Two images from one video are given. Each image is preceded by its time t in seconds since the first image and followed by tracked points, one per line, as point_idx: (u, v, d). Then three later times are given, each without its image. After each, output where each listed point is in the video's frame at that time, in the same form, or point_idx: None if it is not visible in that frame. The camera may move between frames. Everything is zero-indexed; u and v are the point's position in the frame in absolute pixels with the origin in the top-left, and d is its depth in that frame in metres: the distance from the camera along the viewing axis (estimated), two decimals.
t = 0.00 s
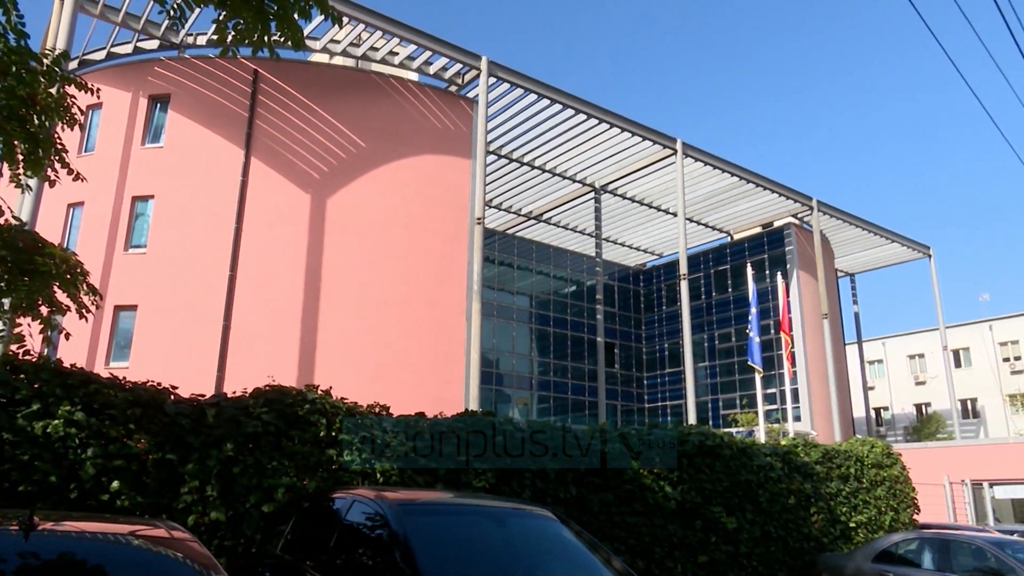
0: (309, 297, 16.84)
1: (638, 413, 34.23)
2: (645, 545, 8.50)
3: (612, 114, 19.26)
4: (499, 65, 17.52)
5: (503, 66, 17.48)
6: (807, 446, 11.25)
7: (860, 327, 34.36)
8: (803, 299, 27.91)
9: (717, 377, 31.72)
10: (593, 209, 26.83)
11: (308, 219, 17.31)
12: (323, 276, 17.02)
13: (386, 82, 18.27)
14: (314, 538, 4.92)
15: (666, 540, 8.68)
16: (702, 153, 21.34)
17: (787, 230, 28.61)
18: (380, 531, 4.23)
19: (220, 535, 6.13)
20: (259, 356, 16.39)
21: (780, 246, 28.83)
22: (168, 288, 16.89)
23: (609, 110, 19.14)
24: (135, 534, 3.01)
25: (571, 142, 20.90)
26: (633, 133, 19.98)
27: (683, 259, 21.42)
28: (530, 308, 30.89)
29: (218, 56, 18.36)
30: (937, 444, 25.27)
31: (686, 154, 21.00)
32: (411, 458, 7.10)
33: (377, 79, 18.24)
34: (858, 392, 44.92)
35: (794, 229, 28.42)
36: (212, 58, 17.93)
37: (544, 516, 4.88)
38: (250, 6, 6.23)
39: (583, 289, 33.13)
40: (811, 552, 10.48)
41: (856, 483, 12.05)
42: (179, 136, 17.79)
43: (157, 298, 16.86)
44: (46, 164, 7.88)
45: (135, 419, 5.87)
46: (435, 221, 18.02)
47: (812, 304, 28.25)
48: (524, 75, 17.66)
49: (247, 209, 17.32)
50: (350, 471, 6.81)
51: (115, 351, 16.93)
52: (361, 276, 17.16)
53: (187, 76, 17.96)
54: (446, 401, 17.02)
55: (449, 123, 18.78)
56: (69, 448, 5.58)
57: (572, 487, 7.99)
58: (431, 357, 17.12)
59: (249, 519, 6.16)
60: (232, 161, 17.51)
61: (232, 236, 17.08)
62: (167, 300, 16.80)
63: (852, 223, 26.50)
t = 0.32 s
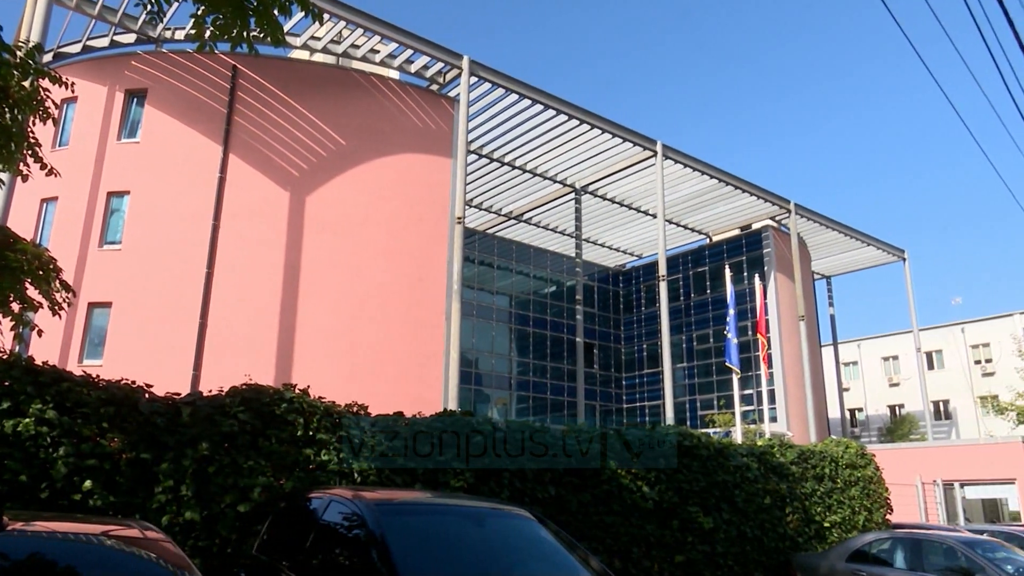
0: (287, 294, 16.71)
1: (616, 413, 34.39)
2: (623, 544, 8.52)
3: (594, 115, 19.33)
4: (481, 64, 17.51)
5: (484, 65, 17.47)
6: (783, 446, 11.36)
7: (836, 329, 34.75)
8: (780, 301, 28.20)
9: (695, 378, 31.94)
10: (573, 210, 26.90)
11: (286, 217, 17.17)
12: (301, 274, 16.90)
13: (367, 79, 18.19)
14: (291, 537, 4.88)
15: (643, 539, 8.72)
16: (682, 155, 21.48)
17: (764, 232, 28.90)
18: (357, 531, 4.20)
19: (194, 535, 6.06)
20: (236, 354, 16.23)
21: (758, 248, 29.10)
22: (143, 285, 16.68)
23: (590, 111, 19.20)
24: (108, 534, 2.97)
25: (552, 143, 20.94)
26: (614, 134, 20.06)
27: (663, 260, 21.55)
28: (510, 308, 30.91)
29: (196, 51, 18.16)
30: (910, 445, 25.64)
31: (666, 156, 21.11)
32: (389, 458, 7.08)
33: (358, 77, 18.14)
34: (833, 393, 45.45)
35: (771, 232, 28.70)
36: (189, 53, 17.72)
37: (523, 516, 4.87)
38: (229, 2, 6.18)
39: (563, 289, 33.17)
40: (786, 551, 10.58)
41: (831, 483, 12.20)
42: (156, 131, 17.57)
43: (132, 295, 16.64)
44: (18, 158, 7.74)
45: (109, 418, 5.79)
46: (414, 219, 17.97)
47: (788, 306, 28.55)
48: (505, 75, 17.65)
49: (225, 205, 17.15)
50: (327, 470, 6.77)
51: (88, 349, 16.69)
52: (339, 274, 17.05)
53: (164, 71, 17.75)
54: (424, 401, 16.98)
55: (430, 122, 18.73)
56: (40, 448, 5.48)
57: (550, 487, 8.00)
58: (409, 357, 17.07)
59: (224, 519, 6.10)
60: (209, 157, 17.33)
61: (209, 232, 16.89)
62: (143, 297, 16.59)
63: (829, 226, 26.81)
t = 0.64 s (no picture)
0: (267, 292, 16.57)
1: (597, 413, 34.51)
2: (602, 545, 8.54)
3: (576, 116, 19.38)
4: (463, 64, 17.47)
5: (467, 65, 17.44)
6: (761, 446, 11.46)
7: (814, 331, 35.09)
8: (759, 303, 28.45)
9: (675, 379, 32.14)
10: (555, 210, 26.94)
11: (266, 214, 17.04)
12: (281, 272, 16.78)
13: (349, 77, 18.09)
14: (268, 537, 4.84)
15: (622, 539, 8.75)
16: (664, 157, 21.58)
17: (744, 234, 29.14)
18: (336, 531, 4.19)
19: (170, 536, 6.00)
20: (214, 353, 16.07)
21: (738, 250, 29.33)
22: (120, 282, 16.48)
23: (572, 112, 19.24)
24: (81, 535, 2.93)
25: (534, 144, 20.97)
26: (596, 135, 20.11)
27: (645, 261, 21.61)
28: (491, 308, 30.90)
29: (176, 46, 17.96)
30: (885, 445, 25.97)
31: (648, 157, 21.21)
32: (369, 458, 7.05)
33: (340, 75, 18.05)
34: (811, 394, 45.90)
35: (751, 234, 28.94)
36: (169, 48, 17.55)
37: (501, 516, 4.88)
38: None
39: (544, 290, 33.19)
40: (764, 551, 10.66)
41: (808, 483, 12.33)
42: (134, 127, 17.36)
43: (108, 292, 16.43)
44: None
45: (83, 416, 5.72)
46: (396, 218, 17.90)
47: (767, 308, 28.80)
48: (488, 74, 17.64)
49: (204, 202, 16.99)
50: (306, 470, 6.70)
51: (63, 347, 16.47)
52: (320, 273, 16.96)
53: (143, 65, 17.54)
54: (405, 400, 16.92)
55: (412, 121, 18.68)
56: (12, 446, 5.40)
57: (530, 487, 8.01)
58: (390, 356, 17.00)
59: (201, 520, 6.04)
60: (188, 154, 17.15)
61: (187, 229, 16.72)
62: (119, 294, 16.39)
63: (808, 228, 27.06)
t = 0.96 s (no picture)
0: (248, 291, 16.45)
1: (579, 414, 34.60)
2: (583, 545, 8.56)
3: (560, 117, 19.43)
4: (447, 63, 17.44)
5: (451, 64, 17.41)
6: (741, 447, 11.54)
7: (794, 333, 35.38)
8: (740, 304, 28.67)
9: (657, 379, 32.29)
10: (538, 210, 26.97)
11: (248, 212, 16.91)
12: (262, 270, 16.67)
13: (332, 75, 17.99)
14: (247, 538, 4.81)
15: (603, 539, 8.78)
16: (647, 158, 21.67)
17: (726, 236, 29.36)
18: (316, 532, 4.16)
19: (148, 536, 5.95)
20: (193, 351, 15.93)
21: (720, 251, 29.52)
22: (98, 279, 16.29)
23: (557, 113, 19.28)
24: (57, 535, 2.89)
25: (518, 144, 20.99)
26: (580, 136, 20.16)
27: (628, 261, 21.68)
28: (474, 308, 30.88)
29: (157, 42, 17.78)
30: (863, 446, 26.26)
31: (631, 158, 21.29)
32: (351, 457, 7.02)
33: (323, 73, 17.94)
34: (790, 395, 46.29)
35: (733, 236, 29.17)
36: (149, 43, 17.36)
37: (483, 516, 4.87)
38: None
39: (527, 290, 33.20)
40: (743, 551, 10.73)
41: (787, 483, 12.44)
42: (114, 122, 17.17)
43: (86, 289, 16.25)
44: None
45: (60, 415, 5.65)
46: (380, 217, 17.85)
47: (748, 309, 29.03)
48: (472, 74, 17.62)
49: (184, 199, 16.82)
50: (287, 469, 6.64)
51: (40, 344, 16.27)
52: (302, 271, 16.86)
53: (123, 60, 17.34)
54: (386, 400, 16.85)
55: (396, 119, 18.61)
56: None
57: (511, 487, 8.02)
58: (372, 356, 16.93)
59: (179, 520, 5.99)
60: (169, 150, 16.98)
61: (167, 227, 16.55)
62: (98, 292, 16.21)
63: (789, 231, 27.29)
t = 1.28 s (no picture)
0: (232, 289, 16.34)
1: (564, 414, 34.65)
2: (568, 544, 8.56)
3: (546, 117, 19.45)
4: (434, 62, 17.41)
5: (438, 63, 17.37)
6: (725, 447, 11.61)
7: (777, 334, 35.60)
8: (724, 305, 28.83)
9: (641, 380, 32.39)
10: (524, 210, 26.99)
11: (232, 210, 16.80)
12: (247, 268, 16.56)
13: (318, 73, 17.90)
14: (229, 538, 4.77)
15: (587, 539, 8.79)
16: (633, 159, 21.74)
17: (711, 237, 29.53)
18: (299, 532, 4.14)
19: (129, 536, 5.89)
20: (176, 350, 15.80)
21: (704, 253, 29.68)
22: (79, 276, 16.13)
23: (543, 113, 19.29)
24: (36, 535, 2.86)
25: (504, 144, 21.00)
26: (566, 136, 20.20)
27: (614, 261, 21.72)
28: (459, 308, 30.85)
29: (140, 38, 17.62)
30: (845, 446, 26.47)
31: (617, 159, 21.35)
32: (334, 457, 7.03)
33: (309, 71, 17.85)
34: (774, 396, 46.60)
35: (718, 237, 29.35)
36: (133, 39, 17.21)
37: (467, 516, 4.87)
38: None
39: (513, 290, 33.19)
40: (726, 551, 10.78)
41: (770, 484, 12.52)
42: (95, 118, 16.99)
43: (68, 287, 16.09)
44: None
45: (39, 414, 5.57)
46: (366, 216, 17.79)
47: (732, 310, 29.20)
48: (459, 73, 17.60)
49: (167, 197, 16.68)
50: (270, 469, 6.60)
51: (19, 342, 16.08)
52: (286, 270, 16.77)
53: (107, 56, 17.16)
54: (370, 399, 16.79)
55: (382, 118, 18.54)
56: None
57: (496, 487, 8.01)
58: (357, 355, 16.86)
59: (160, 520, 5.94)
60: (152, 147, 16.84)
61: (150, 224, 16.41)
62: (79, 289, 16.04)
63: (772, 232, 27.47)
